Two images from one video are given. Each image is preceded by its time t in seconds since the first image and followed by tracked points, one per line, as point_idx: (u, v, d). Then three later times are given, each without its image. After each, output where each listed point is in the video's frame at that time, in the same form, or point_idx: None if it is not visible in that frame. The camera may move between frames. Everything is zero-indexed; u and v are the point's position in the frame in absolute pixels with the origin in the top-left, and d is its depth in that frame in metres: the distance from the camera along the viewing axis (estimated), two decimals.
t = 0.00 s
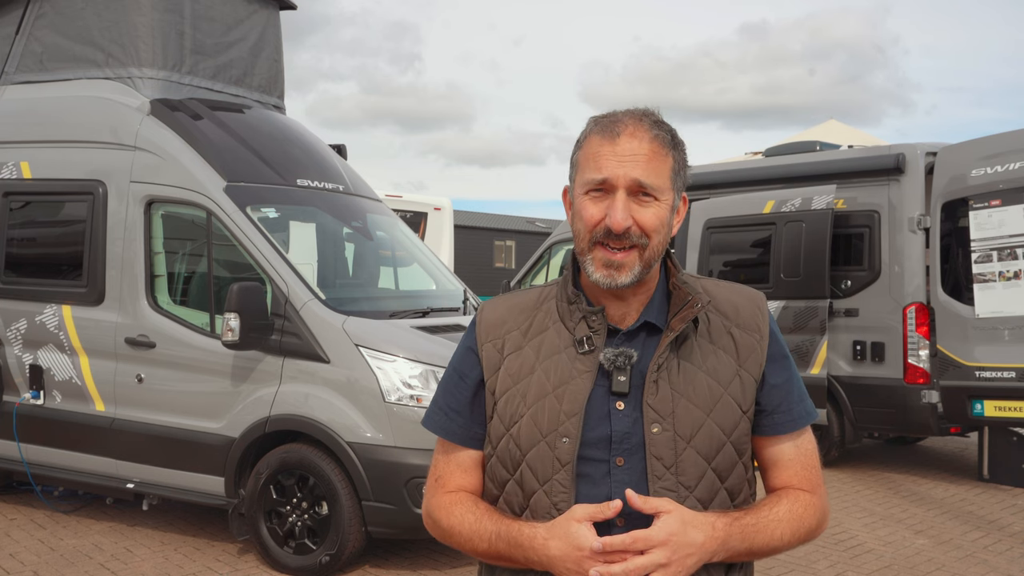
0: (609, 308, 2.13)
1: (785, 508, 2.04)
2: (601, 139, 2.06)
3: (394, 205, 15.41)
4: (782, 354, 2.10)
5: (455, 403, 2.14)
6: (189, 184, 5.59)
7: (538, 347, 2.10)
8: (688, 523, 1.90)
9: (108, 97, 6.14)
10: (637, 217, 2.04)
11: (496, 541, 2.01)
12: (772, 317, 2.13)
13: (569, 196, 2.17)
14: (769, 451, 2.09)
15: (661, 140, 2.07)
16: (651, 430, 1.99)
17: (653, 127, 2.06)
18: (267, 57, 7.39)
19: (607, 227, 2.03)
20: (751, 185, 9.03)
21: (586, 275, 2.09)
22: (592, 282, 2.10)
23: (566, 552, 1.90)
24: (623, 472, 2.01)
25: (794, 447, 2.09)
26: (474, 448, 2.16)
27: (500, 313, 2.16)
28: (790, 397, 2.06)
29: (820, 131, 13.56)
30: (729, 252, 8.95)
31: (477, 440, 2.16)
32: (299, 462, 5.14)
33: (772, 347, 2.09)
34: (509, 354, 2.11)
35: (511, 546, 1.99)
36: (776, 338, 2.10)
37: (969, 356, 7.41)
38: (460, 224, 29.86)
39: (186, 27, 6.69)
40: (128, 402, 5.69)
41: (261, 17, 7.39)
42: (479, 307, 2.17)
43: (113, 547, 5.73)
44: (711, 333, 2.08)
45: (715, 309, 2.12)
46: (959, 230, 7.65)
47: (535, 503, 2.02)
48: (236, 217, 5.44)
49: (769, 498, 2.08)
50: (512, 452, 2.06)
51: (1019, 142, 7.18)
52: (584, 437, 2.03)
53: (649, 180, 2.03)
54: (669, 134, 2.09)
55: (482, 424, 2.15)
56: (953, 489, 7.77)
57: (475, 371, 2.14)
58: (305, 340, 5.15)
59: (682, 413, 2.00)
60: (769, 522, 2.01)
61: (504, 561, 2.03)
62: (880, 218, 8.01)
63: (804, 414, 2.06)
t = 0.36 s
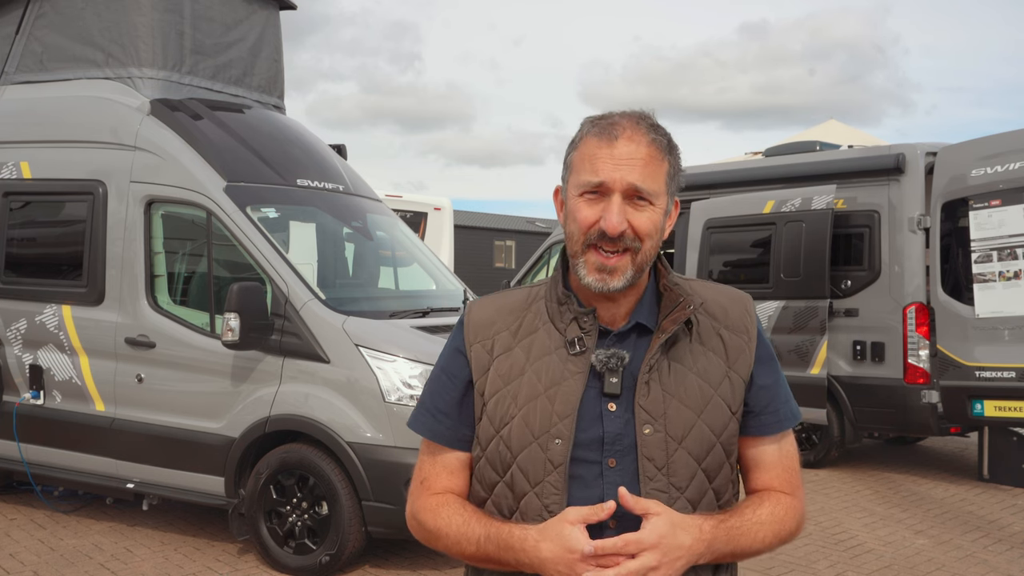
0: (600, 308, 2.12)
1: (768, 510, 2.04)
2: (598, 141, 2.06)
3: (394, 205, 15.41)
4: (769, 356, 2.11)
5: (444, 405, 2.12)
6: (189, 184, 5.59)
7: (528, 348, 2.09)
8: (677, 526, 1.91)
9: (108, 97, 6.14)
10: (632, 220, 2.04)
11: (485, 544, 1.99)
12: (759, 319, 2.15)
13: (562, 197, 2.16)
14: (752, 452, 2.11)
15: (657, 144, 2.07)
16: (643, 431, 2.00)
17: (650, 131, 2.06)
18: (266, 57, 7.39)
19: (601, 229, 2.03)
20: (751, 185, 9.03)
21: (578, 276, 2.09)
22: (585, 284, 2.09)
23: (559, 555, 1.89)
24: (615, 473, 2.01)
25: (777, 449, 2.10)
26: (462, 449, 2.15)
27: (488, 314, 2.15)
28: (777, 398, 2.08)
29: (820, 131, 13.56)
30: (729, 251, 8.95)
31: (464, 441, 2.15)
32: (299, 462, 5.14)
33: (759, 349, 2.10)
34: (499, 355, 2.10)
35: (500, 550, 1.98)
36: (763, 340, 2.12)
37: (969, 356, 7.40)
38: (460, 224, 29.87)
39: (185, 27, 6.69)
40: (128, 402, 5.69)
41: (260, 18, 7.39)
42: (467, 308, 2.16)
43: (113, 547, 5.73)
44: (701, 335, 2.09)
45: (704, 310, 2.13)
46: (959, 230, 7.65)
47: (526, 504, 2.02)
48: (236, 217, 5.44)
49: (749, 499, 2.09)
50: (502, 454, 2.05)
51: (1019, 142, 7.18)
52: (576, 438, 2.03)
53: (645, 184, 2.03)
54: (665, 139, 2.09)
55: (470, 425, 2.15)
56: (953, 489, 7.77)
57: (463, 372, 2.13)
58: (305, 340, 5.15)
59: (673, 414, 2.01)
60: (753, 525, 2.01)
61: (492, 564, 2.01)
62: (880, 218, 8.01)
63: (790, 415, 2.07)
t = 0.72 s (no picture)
0: (598, 305, 2.14)
1: (767, 517, 2.04)
2: (600, 135, 2.07)
3: (394, 205, 15.41)
4: (768, 355, 2.12)
5: (444, 403, 2.12)
6: (189, 184, 5.59)
7: (528, 346, 2.09)
8: (677, 543, 1.90)
9: (108, 97, 6.14)
10: (632, 213, 2.05)
11: (485, 547, 1.99)
12: (758, 318, 2.16)
13: (563, 191, 2.17)
14: (751, 452, 2.11)
15: (658, 139, 2.08)
16: (641, 427, 2.00)
17: (651, 126, 2.07)
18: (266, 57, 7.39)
19: (602, 221, 2.03)
20: (750, 185, 9.03)
21: (579, 269, 2.09)
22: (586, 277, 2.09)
23: (557, 564, 1.89)
24: (613, 470, 2.01)
25: (776, 449, 2.10)
26: (462, 447, 2.15)
27: (489, 312, 2.15)
28: (775, 397, 2.08)
29: (820, 131, 13.56)
30: (729, 251, 8.95)
31: (465, 439, 2.15)
32: (299, 462, 5.14)
33: (757, 348, 2.11)
34: (499, 352, 2.10)
35: (499, 554, 1.97)
36: (761, 339, 2.12)
37: (969, 356, 7.40)
38: (460, 224, 29.88)
39: (185, 27, 6.69)
40: (128, 402, 5.69)
41: (260, 18, 7.39)
42: (468, 306, 2.16)
43: (113, 547, 5.73)
44: (700, 332, 2.09)
45: (703, 309, 2.13)
46: (959, 230, 7.65)
47: (524, 501, 2.02)
48: (236, 217, 5.44)
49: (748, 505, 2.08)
50: (502, 450, 2.06)
51: (1019, 142, 7.18)
52: (575, 435, 2.03)
53: (645, 177, 2.04)
54: (666, 134, 2.10)
55: (470, 423, 2.14)
56: (953, 489, 7.77)
57: (463, 369, 2.13)
58: (305, 340, 5.15)
59: (672, 411, 2.01)
60: (754, 534, 2.02)
61: (492, 567, 2.01)
62: (880, 218, 8.01)
63: (789, 414, 2.07)
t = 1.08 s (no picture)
0: (604, 307, 2.14)
1: (770, 518, 2.04)
2: (608, 137, 2.07)
3: (394, 205, 15.41)
4: (774, 356, 2.11)
5: (452, 401, 2.13)
6: (189, 184, 5.59)
7: (535, 346, 2.10)
8: (677, 543, 1.90)
9: (108, 97, 6.14)
10: (639, 215, 2.05)
11: (492, 545, 2.00)
12: (765, 320, 2.15)
13: (571, 193, 2.17)
14: (756, 453, 2.10)
15: (665, 141, 2.08)
16: (646, 429, 2.00)
17: (658, 127, 2.07)
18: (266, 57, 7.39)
19: (610, 224, 2.04)
20: (750, 185, 9.03)
21: (587, 272, 2.10)
22: (594, 280, 2.10)
23: (560, 564, 1.89)
24: (618, 471, 2.01)
25: (780, 451, 2.10)
26: (470, 445, 2.15)
27: (498, 312, 2.15)
28: (781, 399, 2.07)
29: (820, 131, 13.56)
30: (729, 251, 8.95)
31: (473, 437, 2.15)
32: (299, 462, 5.14)
33: (764, 349, 2.10)
34: (506, 353, 2.11)
35: (505, 553, 1.98)
36: (769, 340, 2.12)
37: (969, 356, 7.40)
38: (460, 224, 29.88)
39: (185, 27, 6.69)
40: (128, 402, 5.69)
41: (260, 18, 7.39)
42: (477, 306, 2.17)
43: (113, 547, 5.73)
44: (705, 334, 2.09)
45: (710, 311, 2.13)
46: (959, 230, 7.65)
47: (530, 500, 2.03)
48: (236, 217, 5.44)
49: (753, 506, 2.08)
50: (508, 449, 2.06)
51: (1019, 142, 7.18)
52: (581, 435, 2.03)
53: (652, 179, 2.04)
54: (673, 136, 2.10)
55: (478, 421, 2.14)
56: (953, 489, 7.77)
57: (472, 369, 2.14)
58: (305, 340, 5.15)
59: (677, 413, 2.02)
60: (757, 534, 2.01)
61: (498, 565, 2.02)
62: (880, 218, 8.01)
63: (794, 416, 2.07)
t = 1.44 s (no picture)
0: (611, 302, 2.15)
1: (774, 510, 2.03)
2: (616, 135, 2.08)
3: (394, 205, 15.41)
4: (776, 352, 2.12)
5: (460, 396, 2.12)
6: (189, 184, 5.59)
7: (543, 339, 2.10)
8: (688, 528, 1.90)
9: (108, 97, 6.14)
10: (648, 209, 2.06)
11: (499, 534, 1.98)
12: (766, 317, 2.16)
13: (578, 192, 2.18)
14: (758, 448, 2.11)
15: (671, 138, 2.11)
16: (653, 416, 2.00)
17: (664, 125, 2.09)
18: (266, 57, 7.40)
19: (621, 217, 2.04)
20: (750, 185, 9.03)
21: (597, 266, 2.09)
22: (604, 275, 2.09)
23: (569, 547, 1.88)
24: (626, 457, 2.01)
25: (783, 444, 2.11)
26: (477, 439, 2.14)
27: (505, 308, 2.16)
28: (783, 392, 2.08)
29: (820, 130, 13.56)
30: (729, 251, 8.94)
31: (481, 432, 2.14)
32: (299, 462, 5.14)
33: (766, 344, 2.11)
34: (514, 346, 2.11)
35: (513, 540, 1.96)
36: (770, 335, 2.13)
37: (969, 356, 7.40)
38: (460, 224, 29.88)
39: (185, 27, 6.69)
40: (128, 402, 5.69)
41: (260, 18, 7.39)
42: (485, 303, 2.17)
43: (113, 547, 5.73)
44: (710, 327, 2.10)
45: (712, 306, 2.14)
46: (959, 230, 7.65)
47: (538, 489, 2.02)
48: (236, 217, 5.44)
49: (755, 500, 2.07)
50: (516, 440, 2.06)
51: (1019, 142, 7.18)
52: (589, 422, 2.03)
53: (661, 174, 2.06)
54: (677, 134, 2.12)
55: (486, 415, 2.14)
56: (953, 489, 7.77)
57: (479, 364, 2.14)
58: (305, 339, 5.15)
59: (684, 401, 2.02)
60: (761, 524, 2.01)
61: (505, 556, 2.00)
62: (880, 218, 8.01)
63: (796, 410, 2.07)
